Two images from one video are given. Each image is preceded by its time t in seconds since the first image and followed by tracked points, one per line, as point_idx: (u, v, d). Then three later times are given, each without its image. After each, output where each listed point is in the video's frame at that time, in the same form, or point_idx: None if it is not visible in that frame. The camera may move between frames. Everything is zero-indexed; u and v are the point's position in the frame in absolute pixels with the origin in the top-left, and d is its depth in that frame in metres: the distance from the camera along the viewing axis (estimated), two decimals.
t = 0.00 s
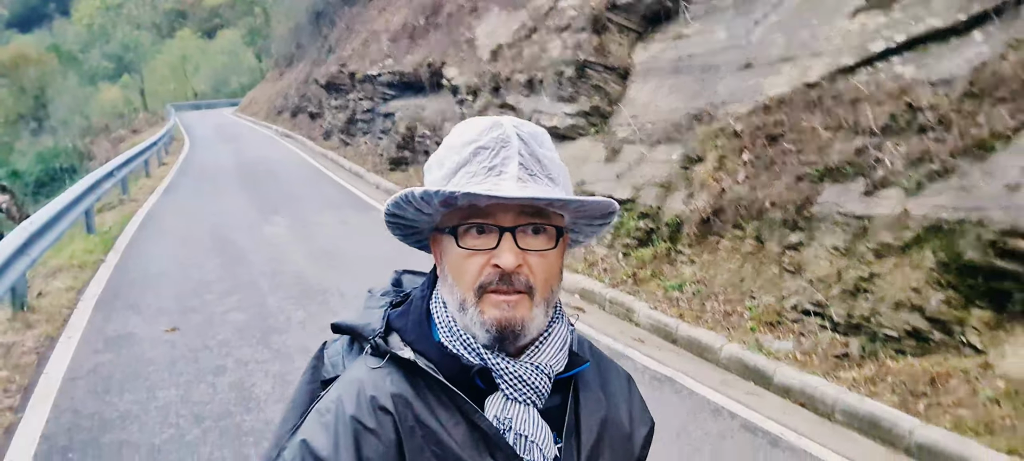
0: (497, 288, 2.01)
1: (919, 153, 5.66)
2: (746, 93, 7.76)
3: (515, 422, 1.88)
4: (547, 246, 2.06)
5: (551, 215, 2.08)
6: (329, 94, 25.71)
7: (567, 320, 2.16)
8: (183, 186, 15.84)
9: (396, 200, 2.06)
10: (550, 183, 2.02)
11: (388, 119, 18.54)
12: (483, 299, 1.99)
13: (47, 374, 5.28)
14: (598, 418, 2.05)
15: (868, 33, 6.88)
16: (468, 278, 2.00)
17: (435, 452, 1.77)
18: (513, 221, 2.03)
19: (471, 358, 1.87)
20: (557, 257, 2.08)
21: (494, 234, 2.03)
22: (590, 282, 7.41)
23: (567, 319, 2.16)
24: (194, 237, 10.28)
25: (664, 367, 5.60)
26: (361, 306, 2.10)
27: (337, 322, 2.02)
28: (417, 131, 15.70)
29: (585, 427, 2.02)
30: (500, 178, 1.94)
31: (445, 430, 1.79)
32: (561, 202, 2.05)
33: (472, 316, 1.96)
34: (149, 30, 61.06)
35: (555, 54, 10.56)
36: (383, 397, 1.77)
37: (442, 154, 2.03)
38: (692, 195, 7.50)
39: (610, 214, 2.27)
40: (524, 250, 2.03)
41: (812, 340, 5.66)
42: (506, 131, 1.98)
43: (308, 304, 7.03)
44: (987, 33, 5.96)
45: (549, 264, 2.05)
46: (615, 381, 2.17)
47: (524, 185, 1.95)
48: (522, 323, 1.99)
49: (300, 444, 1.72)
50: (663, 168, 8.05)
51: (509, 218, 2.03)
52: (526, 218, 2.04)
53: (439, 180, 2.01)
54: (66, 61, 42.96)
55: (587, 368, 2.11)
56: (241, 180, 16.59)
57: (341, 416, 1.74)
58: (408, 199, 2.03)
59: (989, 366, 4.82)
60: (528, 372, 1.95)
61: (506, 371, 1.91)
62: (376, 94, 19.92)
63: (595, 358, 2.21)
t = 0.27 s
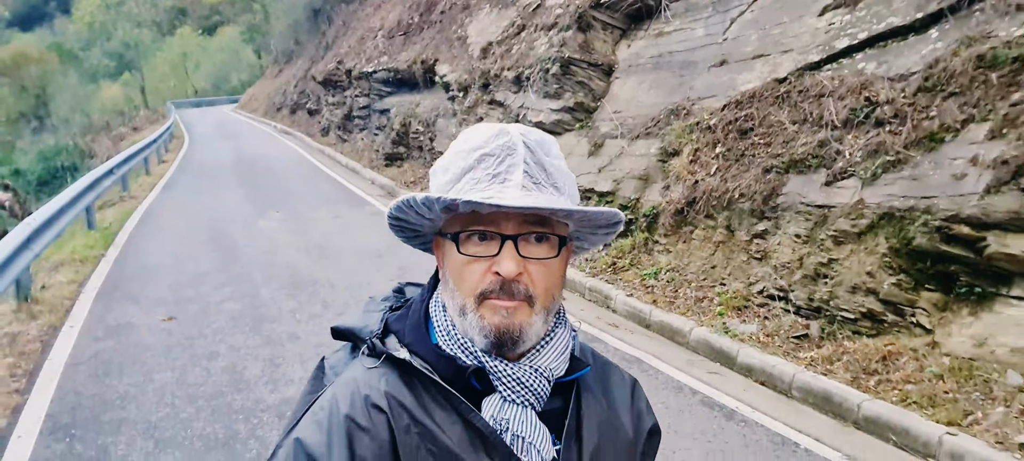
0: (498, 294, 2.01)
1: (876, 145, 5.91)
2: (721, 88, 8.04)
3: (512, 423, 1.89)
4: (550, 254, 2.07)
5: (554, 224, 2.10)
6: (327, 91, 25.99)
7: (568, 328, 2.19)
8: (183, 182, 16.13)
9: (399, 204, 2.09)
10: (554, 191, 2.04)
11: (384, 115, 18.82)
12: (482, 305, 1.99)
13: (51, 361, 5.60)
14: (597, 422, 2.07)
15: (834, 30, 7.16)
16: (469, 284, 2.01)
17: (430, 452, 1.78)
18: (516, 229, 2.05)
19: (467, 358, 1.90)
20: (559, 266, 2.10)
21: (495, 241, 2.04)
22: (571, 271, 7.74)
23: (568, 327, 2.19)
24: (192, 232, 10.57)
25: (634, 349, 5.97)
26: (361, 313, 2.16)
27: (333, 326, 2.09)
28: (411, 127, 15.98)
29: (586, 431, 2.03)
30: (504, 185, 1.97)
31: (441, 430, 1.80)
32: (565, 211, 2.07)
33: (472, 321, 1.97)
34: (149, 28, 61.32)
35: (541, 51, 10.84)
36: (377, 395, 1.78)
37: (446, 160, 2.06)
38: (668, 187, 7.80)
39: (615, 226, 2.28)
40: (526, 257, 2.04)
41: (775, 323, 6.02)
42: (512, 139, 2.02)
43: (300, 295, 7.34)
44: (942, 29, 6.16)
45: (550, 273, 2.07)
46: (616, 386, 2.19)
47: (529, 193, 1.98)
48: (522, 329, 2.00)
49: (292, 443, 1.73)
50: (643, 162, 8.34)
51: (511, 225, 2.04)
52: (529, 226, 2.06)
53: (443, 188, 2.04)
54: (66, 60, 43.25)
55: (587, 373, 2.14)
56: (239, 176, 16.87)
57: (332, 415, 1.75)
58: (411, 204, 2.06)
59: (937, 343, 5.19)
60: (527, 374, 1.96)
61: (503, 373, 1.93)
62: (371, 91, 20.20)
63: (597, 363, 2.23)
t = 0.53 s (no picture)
0: (481, 315, 2.00)
1: (849, 135, 6.24)
2: (710, 82, 8.33)
3: (502, 448, 1.87)
4: (532, 270, 2.06)
5: (534, 238, 2.10)
6: (337, 86, 26.38)
7: (556, 344, 2.19)
8: (195, 175, 16.52)
9: (377, 224, 2.09)
10: (534, 203, 2.03)
11: (392, 109, 19.17)
12: (464, 327, 1.98)
13: (70, 339, 5.97)
14: (589, 439, 2.06)
15: (816, 26, 7.45)
16: (450, 304, 2.00)
17: None
18: (496, 246, 2.05)
19: (454, 386, 1.90)
20: (542, 282, 2.09)
21: (475, 258, 2.04)
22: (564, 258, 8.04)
23: (556, 343, 2.19)
24: (203, 222, 10.93)
25: (617, 328, 6.32)
26: (342, 329, 2.12)
27: (319, 347, 2.05)
28: (418, 121, 16.33)
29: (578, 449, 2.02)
30: (483, 200, 1.96)
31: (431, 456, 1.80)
32: (547, 223, 2.06)
33: (453, 344, 1.95)
34: (163, 24, 61.96)
35: (541, 46, 11.15)
36: (364, 425, 1.78)
37: (424, 176, 2.05)
38: (658, 177, 8.09)
39: (598, 233, 2.28)
40: (508, 274, 2.03)
41: (753, 304, 6.27)
42: (491, 151, 2.01)
43: (305, 280, 7.69)
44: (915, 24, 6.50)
45: (534, 288, 2.06)
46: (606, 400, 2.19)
47: (509, 206, 1.97)
48: (506, 351, 1.98)
49: None
50: (635, 153, 8.62)
51: (491, 241, 2.04)
52: (509, 242, 2.06)
53: (422, 205, 2.04)
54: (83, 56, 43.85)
55: (579, 388, 2.12)
56: (250, 169, 17.25)
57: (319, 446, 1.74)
58: (389, 222, 2.06)
59: (901, 322, 5.46)
60: (515, 397, 1.95)
61: (489, 397, 1.93)
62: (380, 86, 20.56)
63: (588, 375, 2.22)
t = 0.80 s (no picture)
0: (469, 275, 1.98)
1: (824, 128, 6.58)
2: (699, 78, 8.67)
3: (498, 403, 1.84)
4: (521, 230, 2.03)
5: (523, 199, 2.05)
6: (349, 84, 26.84)
7: (548, 305, 2.17)
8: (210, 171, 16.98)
9: (368, 187, 2.07)
10: (523, 166, 1.99)
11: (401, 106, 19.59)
12: (455, 285, 1.95)
13: (92, 319, 6.42)
14: (587, 396, 2.03)
15: (798, 24, 7.78)
16: (439, 264, 1.97)
17: (419, 432, 1.73)
18: (483, 205, 2.00)
19: (450, 343, 1.87)
20: (531, 243, 2.06)
21: (463, 219, 1.99)
22: (560, 246, 8.41)
23: (548, 304, 2.17)
24: (216, 215, 11.36)
25: (604, 311, 6.68)
26: (338, 294, 2.09)
27: (314, 309, 2.04)
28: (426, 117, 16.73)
29: (575, 405, 1.99)
30: (469, 162, 1.92)
31: (428, 410, 1.75)
32: (535, 186, 2.02)
33: (445, 303, 1.92)
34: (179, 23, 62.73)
35: (541, 44, 11.51)
36: (364, 380, 1.73)
37: (413, 141, 2.02)
38: (650, 169, 8.44)
39: (589, 199, 2.23)
40: (496, 234, 2.00)
41: (734, 288, 6.61)
42: (477, 115, 1.97)
43: (312, 268, 8.09)
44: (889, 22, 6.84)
45: (522, 248, 2.03)
46: (601, 360, 2.17)
47: (496, 168, 1.92)
48: (495, 310, 1.96)
49: (278, 431, 1.68)
50: (629, 146, 8.97)
51: (479, 201, 2.00)
52: (496, 202, 2.01)
53: (409, 168, 2.00)
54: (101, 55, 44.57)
55: (573, 347, 2.10)
56: (263, 165, 17.70)
57: (318, 402, 1.70)
58: (378, 186, 2.04)
59: (868, 303, 5.80)
60: (509, 354, 1.93)
61: (485, 355, 1.90)
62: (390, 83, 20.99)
63: (579, 337, 2.21)
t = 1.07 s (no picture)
0: (493, 318, 1.96)
1: (793, 124, 6.93)
2: (682, 75, 8.97)
3: (516, 452, 1.84)
4: (546, 276, 2.01)
5: (551, 245, 2.04)
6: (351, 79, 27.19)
7: (569, 353, 2.15)
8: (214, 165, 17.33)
9: (397, 227, 2.08)
10: (551, 212, 1.97)
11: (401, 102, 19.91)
12: (479, 328, 1.93)
13: (96, 304, 6.77)
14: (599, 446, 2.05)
15: (774, 24, 8.09)
16: (465, 307, 1.96)
17: None
18: (510, 250, 2.00)
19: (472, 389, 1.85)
20: (557, 289, 2.04)
21: (489, 262, 2.00)
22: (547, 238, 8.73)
23: (569, 353, 2.15)
24: (218, 209, 11.69)
25: (583, 298, 7.00)
26: (360, 333, 2.07)
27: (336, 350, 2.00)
28: (425, 113, 17.05)
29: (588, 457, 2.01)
30: (497, 206, 1.92)
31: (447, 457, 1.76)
32: (563, 232, 2.00)
33: (468, 346, 1.91)
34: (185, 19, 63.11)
35: (534, 42, 11.82)
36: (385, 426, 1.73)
37: (445, 184, 2.03)
38: (633, 164, 8.74)
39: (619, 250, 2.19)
40: (521, 279, 1.99)
41: (707, 276, 6.91)
42: (508, 162, 1.97)
43: (308, 258, 8.44)
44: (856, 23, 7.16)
45: (547, 295, 2.01)
46: (615, 410, 2.17)
47: (523, 213, 1.92)
48: (519, 354, 1.94)
49: None
50: (615, 141, 9.27)
51: (505, 245, 2.00)
52: (522, 248, 2.01)
53: (440, 210, 2.01)
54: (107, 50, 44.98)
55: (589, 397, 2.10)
56: (265, 159, 18.03)
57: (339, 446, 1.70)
58: (408, 226, 2.05)
59: (831, 289, 6.10)
60: (530, 402, 1.92)
61: (506, 401, 1.89)
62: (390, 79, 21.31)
63: (596, 386, 2.20)
